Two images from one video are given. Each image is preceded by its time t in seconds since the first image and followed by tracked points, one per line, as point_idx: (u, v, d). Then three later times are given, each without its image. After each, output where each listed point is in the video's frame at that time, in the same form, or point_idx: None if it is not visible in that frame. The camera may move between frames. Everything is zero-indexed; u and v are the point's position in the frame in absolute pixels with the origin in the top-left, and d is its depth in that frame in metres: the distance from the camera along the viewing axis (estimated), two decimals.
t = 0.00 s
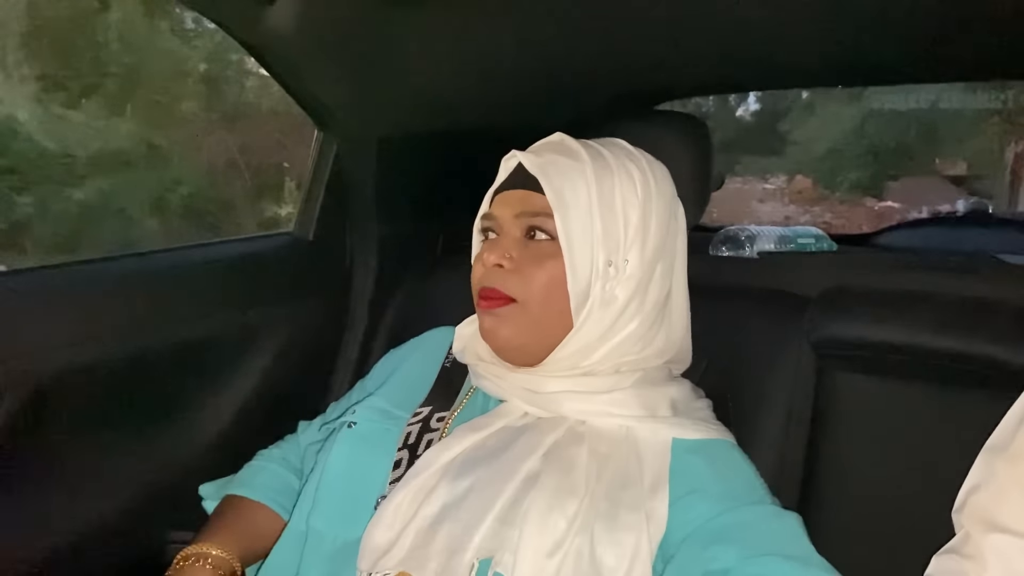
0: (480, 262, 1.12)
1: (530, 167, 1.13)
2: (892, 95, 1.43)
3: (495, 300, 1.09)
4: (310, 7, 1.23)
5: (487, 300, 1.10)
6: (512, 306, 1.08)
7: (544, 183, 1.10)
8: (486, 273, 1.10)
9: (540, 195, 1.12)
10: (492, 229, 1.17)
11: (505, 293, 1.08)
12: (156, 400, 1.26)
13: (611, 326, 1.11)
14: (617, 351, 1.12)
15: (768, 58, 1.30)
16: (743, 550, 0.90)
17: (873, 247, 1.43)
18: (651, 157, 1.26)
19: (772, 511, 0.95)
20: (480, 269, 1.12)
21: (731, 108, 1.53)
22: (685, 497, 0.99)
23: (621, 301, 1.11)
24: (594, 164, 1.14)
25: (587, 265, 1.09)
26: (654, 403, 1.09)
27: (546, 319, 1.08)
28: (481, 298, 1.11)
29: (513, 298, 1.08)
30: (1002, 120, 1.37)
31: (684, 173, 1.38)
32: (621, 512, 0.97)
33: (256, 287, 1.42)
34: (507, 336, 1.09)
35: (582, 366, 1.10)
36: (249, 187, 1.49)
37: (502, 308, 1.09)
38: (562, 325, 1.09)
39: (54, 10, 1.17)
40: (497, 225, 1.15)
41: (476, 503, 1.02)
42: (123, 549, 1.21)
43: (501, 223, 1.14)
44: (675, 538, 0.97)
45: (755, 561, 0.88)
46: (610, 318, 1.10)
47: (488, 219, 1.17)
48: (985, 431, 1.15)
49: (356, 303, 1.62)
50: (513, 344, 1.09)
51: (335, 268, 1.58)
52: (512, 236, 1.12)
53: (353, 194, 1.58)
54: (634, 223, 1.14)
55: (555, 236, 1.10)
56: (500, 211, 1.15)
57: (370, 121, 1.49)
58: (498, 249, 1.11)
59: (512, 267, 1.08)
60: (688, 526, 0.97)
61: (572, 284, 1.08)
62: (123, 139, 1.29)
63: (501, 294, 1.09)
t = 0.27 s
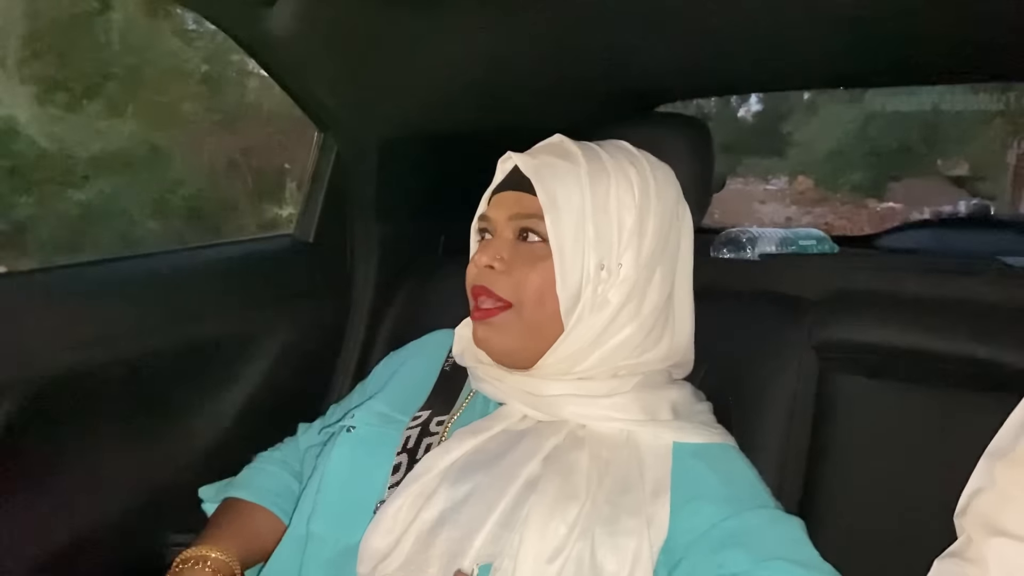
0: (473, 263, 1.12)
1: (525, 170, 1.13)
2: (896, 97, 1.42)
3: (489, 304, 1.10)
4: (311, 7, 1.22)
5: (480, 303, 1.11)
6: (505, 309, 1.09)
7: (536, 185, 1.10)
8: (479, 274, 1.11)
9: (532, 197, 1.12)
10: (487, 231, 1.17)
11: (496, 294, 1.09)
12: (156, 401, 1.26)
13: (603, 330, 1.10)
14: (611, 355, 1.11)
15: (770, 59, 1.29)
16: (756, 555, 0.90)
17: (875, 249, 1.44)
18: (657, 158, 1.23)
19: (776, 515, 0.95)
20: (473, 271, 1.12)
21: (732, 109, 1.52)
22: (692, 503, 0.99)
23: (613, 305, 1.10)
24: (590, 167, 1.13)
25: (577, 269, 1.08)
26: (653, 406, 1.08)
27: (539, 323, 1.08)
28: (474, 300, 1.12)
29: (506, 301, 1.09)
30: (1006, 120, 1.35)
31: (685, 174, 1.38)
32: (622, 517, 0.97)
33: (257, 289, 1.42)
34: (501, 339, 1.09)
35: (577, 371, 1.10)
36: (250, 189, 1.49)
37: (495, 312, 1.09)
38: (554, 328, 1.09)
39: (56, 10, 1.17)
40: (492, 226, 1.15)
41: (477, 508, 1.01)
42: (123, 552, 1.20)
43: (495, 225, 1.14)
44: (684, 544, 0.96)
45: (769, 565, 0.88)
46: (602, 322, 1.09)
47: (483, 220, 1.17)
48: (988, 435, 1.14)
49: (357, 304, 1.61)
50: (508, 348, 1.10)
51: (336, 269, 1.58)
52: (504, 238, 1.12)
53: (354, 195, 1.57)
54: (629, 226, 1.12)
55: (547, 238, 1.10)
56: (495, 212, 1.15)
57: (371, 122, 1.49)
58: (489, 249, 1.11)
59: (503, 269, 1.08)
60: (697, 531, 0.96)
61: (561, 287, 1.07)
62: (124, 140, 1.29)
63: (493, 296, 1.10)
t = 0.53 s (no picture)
0: (482, 260, 1.13)
1: (535, 168, 1.12)
2: (895, 97, 1.41)
3: (494, 300, 1.10)
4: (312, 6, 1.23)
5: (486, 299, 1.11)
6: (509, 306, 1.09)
7: (548, 184, 1.10)
8: (487, 271, 1.11)
9: (544, 197, 1.12)
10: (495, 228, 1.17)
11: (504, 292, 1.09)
12: (158, 401, 1.26)
13: (611, 329, 1.10)
14: (619, 353, 1.11)
15: (771, 59, 1.30)
16: (738, 553, 0.90)
17: (874, 248, 1.44)
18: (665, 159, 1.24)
19: (774, 513, 0.96)
20: (480, 267, 1.13)
21: (733, 109, 1.53)
22: (687, 498, 0.99)
23: (622, 304, 1.11)
24: (600, 167, 1.13)
25: (587, 268, 1.09)
26: (658, 403, 1.08)
27: (543, 322, 1.09)
28: (481, 297, 1.12)
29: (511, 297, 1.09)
30: (1005, 120, 1.35)
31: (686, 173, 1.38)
32: (625, 514, 0.97)
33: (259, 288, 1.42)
34: (505, 336, 1.10)
35: (585, 368, 1.10)
36: (252, 188, 1.48)
37: (501, 309, 1.10)
38: (561, 326, 1.09)
39: (57, 9, 1.17)
40: (501, 223, 1.15)
41: (480, 504, 1.01)
42: (124, 550, 1.21)
43: (504, 223, 1.14)
44: (677, 540, 0.96)
45: (751, 565, 0.88)
46: (610, 322, 1.10)
47: (493, 218, 1.17)
48: (990, 434, 1.14)
49: (359, 304, 1.62)
50: (512, 343, 1.10)
51: (338, 269, 1.58)
52: (513, 237, 1.12)
53: (356, 195, 1.57)
54: (639, 226, 1.13)
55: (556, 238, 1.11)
56: (504, 210, 1.15)
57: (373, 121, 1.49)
58: (499, 248, 1.11)
59: (512, 268, 1.09)
60: (690, 528, 0.97)
61: (571, 287, 1.08)
62: (126, 139, 1.29)
63: (500, 294, 1.10)
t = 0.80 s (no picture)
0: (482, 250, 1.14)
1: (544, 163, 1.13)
2: (896, 99, 1.40)
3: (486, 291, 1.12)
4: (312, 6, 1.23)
5: (480, 289, 1.12)
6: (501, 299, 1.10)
7: (553, 180, 1.10)
8: (484, 261, 1.12)
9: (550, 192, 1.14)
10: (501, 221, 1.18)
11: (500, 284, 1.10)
12: (159, 402, 1.26)
13: (602, 333, 1.09)
14: (612, 356, 1.10)
15: (772, 61, 1.29)
16: (742, 556, 0.90)
17: (875, 249, 1.45)
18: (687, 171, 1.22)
19: (776, 515, 0.95)
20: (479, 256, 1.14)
21: (734, 110, 1.51)
22: (688, 500, 0.99)
23: (614, 311, 1.10)
24: (609, 170, 1.12)
25: (579, 269, 1.08)
26: (658, 405, 1.08)
27: (533, 317, 1.09)
28: (478, 288, 1.13)
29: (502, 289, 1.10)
30: (1006, 121, 1.35)
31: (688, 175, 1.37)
32: (626, 515, 0.97)
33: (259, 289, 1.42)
34: (498, 328, 1.10)
35: (576, 369, 1.10)
36: (252, 189, 1.49)
37: (496, 301, 1.10)
38: (551, 323, 1.09)
39: (59, 10, 1.17)
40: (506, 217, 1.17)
41: (480, 505, 1.01)
42: (124, 551, 1.21)
43: (509, 215, 1.15)
44: (678, 540, 0.97)
45: (752, 568, 0.88)
46: (601, 326, 1.09)
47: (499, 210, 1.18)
48: (992, 436, 1.14)
49: (360, 304, 1.61)
50: (502, 336, 1.11)
51: (339, 270, 1.58)
52: (515, 230, 1.13)
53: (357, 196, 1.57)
54: (641, 234, 1.11)
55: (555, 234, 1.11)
56: (511, 203, 1.16)
57: (373, 122, 1.49)
58: (500, 239, 1.12)
59: (509, 259, 1.09)
60: (691, 528, 0.97)
61: (560, 286, 1.07)
62: (127, 139, 1.29)
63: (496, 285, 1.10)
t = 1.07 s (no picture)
0: (492, 250, 1.14)
1: (563, 167, 1.13)
2: (898, 99, 1.40)
3: (497, 293, 1.12)
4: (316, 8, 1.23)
5: (490, 290, 1.13)
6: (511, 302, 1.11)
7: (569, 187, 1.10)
8: (495, 261, 1.12)
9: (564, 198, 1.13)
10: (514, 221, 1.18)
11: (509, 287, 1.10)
12: (160, 401, 1.26)
13: (609, 342, 1.10)
14: (620, 363, 1.10)
15: (772, 62, 1.30)
16: (742, 555, 0.90)
17: (877, 250, 1.45)
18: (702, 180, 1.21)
19: (776, 514, 0.95)
20: (490, 256, 1.14)
21: (735, 111, 1.51)
22: (690, 498, 0.99)
23: (621, 321, 1.10)
24: (627, 179, 1.12)
25: (590, 278, 1.08)
26: (659, 403, 1.09)
27: (541, 321, 1.10)
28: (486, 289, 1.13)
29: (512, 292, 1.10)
30: (1007, 123, 1.36)
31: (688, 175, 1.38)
32: (627, 512, 0.97)
33: (261, 289, 1.42)
34: (504, 329, 1.11)
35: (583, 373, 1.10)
36: (253, 190, 1.49)
37: (504, 304, 1.11)
38: (559, 327, 1.10)
39: (60, 11, 1.17)
40: (518, 217, 1.16)
41: (482, 501, 1.01)
42: (126, 550, 1.21)
43: (521, 217, 1.15)
44: (679, 538, 0.96)
45: (752, 566, 0.88)
46: (608, 335, 1.09)
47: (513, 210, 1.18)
48: (992, 436, 1.14)
49: (361, 304, 1.62)
50: (509, 337, 1.12)
51: (340, 270, 1.58)
52: (527, 233, 1.13)
53: (358, 196, 1.57)
54: (653, 247, 1.11)
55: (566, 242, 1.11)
56: (524, 204, 1.16)
57: (375, 122, 1.49)
58: (510, 240, 1.12)
59: (518, 262, 1.10)
60: (691, 526, 0.97)
61: (570, 294, 1.07)
62: (129, 140, 1.29)
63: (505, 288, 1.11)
